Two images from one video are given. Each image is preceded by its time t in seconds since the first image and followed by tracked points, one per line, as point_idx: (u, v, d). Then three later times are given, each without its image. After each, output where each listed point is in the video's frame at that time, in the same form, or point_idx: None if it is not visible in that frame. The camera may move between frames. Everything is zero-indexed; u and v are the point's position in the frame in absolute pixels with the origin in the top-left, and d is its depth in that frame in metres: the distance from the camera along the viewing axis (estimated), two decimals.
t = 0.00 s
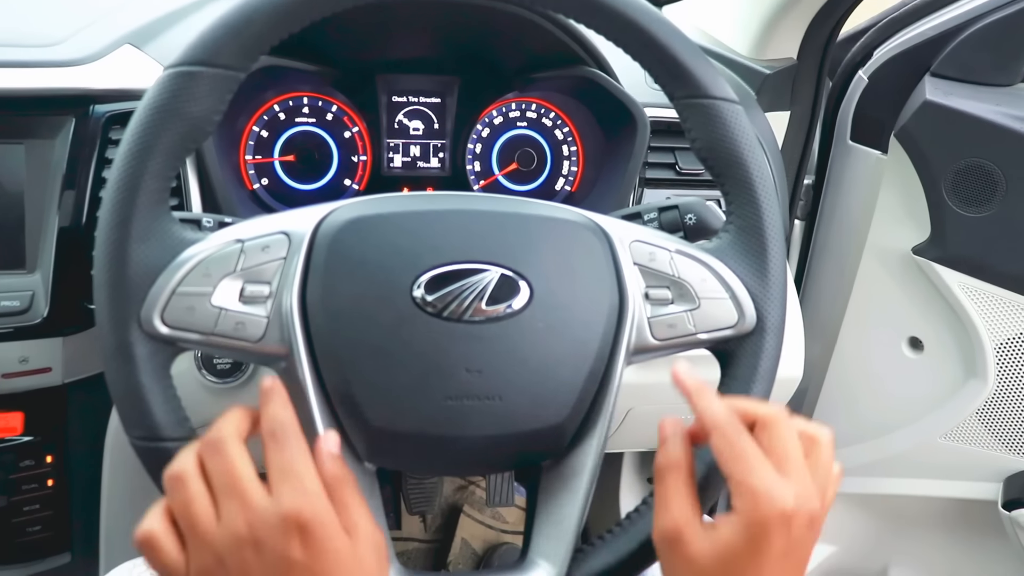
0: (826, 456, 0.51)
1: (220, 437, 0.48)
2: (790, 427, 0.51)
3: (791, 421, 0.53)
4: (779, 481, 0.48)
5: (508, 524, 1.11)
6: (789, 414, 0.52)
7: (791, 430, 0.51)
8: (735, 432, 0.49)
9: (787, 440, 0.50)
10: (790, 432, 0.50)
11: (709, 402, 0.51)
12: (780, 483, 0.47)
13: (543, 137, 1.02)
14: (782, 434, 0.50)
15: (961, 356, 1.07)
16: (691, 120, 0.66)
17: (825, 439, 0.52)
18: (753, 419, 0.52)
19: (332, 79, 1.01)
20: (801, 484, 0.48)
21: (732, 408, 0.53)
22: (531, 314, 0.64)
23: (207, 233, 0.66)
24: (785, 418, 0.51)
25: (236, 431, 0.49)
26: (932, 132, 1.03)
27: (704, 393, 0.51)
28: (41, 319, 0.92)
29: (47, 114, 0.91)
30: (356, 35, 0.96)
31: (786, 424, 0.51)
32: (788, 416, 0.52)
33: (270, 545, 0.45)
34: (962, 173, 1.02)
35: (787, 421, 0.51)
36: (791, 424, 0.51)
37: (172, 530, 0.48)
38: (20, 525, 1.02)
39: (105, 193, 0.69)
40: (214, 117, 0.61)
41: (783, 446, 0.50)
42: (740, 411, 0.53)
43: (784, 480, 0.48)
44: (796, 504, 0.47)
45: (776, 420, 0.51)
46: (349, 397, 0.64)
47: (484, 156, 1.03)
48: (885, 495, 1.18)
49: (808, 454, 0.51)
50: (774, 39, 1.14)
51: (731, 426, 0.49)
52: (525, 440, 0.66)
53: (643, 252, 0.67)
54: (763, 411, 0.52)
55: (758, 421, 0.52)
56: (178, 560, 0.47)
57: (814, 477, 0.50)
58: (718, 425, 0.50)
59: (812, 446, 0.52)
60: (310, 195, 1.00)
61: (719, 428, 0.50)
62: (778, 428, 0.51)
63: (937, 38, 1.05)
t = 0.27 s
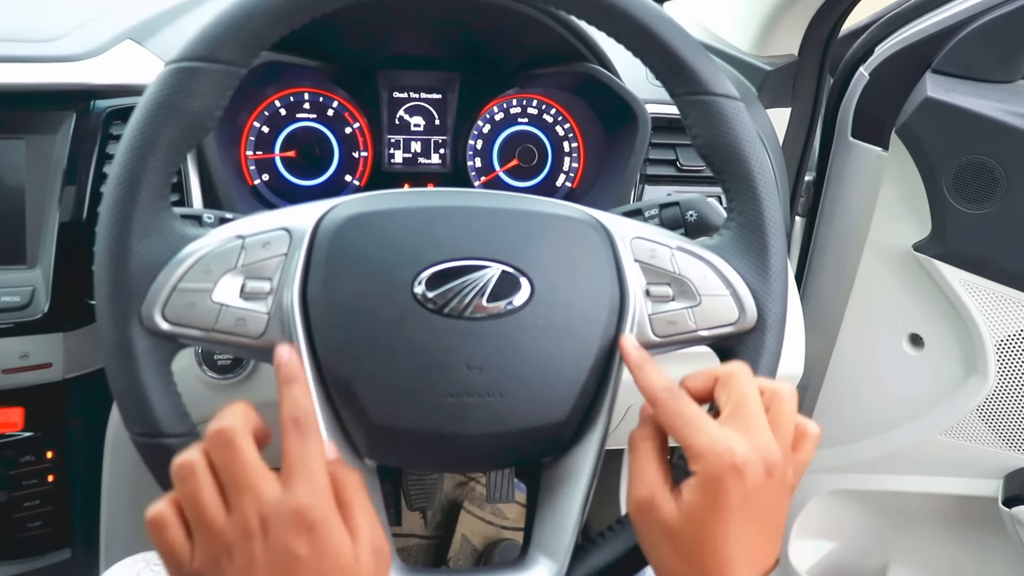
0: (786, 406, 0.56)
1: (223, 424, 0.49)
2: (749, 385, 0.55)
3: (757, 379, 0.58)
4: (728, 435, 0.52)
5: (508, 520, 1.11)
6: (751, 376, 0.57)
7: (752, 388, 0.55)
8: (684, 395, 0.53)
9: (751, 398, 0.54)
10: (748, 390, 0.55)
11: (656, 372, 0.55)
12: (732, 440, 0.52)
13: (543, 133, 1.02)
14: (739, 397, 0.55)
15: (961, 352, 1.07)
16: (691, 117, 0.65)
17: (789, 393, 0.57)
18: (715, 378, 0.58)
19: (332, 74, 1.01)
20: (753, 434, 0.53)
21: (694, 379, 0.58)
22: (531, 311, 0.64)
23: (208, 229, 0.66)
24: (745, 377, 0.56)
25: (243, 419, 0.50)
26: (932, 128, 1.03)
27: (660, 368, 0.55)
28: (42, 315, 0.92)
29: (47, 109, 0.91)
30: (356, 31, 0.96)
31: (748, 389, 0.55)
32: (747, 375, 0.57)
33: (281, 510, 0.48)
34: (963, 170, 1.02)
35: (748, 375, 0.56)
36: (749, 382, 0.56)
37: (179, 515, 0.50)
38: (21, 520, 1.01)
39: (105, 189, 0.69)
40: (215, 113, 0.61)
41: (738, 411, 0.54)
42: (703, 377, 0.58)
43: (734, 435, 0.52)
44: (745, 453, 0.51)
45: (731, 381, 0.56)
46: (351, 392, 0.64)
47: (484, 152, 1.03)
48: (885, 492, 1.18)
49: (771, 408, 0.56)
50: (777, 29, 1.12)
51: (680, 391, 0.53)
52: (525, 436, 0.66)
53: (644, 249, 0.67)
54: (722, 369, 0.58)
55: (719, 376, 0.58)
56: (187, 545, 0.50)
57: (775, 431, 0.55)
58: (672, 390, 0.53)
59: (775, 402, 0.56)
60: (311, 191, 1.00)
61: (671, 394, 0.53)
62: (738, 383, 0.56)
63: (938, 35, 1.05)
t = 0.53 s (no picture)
0: (761, 526, 0.56)
1: (270, 562, 0.53)
2: (723, 507, 0.55)
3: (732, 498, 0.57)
4: (706, 560, 0.52)
5: (507, 518, 1.11)
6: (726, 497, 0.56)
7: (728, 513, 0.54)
8: (656, 531, 0.54)
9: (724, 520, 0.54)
10: (724, 512, 0.54)
11: (626, 505, 0.56)
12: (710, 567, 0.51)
13: (542, 132, 1.02)
14: (715, 522, 0.54)
15: (960, 350, 1.07)
16: (690, 115, 0.65)
17: (761, 513, 0.57)
18: (689, 501, 0.57)
19: (332, 72, 1.00)
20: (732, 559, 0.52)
21: (668, 503, 0.58)
22: (530, 309, 0.64)
23: (207, 228, 0.66)
24: (720, 499, 0.56)
25: (289, 557, 0.54)
26: (931, 127, 1.03)
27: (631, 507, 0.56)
28: (40, 314, 0.92)
29: (45, 108, 0.91)
30: (355, 29, 0.96)
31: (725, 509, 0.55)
32: (721, 496, 0.56)
33: None
34: (962, 168, 1.02)
35: (722, 497, 0.56)
36: (723, 503, 0.55)
37: None
38: (20, 519, 1.02)
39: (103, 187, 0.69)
40: (214, 111, 0.61)
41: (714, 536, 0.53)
42: (677, 499, 0.57)
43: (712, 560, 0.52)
44: None
45: (705, 503, 0.56)
46: (349, 390, 0.64)
47: (483, 151, 1.03)
48: (884, 490, 1.18)
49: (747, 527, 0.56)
50: (775, 31, 1.12)
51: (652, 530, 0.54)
52: (524, 435, 0.66)
53: (642, 247, 0.67)
54: (697, 492, 0.57)
55: (694, 500, 0.57)
56: None
57: (752, 549, 0.55)
58: (644, 523, 0.54)
59: (750, 523, 0.56)
60: (310, 190, 1.00)
61: (644, 528, 0.54)
62: (711, 507, 0.55)
63: (937, 33, 1.05)
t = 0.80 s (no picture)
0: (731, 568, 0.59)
1: None
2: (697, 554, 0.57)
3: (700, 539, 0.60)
4: None
5: (507, 517, 1.11)
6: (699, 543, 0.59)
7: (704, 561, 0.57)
8: None
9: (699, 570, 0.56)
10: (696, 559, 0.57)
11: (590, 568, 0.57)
12: None
13: (540, 130, 1.02)
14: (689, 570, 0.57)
15: (959, 347, 1.07)
16: (687, 111, 0.65)
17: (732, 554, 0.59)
18: (657, 545, 0.59)
19: (329, 71, 1.00)
20: None
21: (635, 547, 0.59)
22: (528, 306, 0.64)
23: (203, 226, 0.66)
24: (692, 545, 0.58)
25: None
26: (929, 123, 1.03)
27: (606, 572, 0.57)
28: (38, 314, 0.92)
29: (42, 107, 0.91)
30: (352, 28, 0.96)
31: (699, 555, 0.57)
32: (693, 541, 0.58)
33: None
34: (960, 165, 1.02)
35: (693, 541, 0.58)
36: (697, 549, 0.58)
37: None
38: (19, 519, 1.02)
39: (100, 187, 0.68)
40: (210, 110, 0.61)
41: None
42: (644, 544, 0.59)
43: None
44: None
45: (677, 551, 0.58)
46: (347, 388, 0.63)
47: (481, 149, 1.03)
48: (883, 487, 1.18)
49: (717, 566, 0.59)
50: (772, 31, 1.13)
51: None
52: (522, 432, 0.65)
53: (640, 244, 0.67)
54: (664, 537, 0.59)
55: (662, 545, 0.59)
56: None
57: None
58: None
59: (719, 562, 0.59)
60: (308, 188, 1.00)
61: None
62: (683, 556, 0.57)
63: (935, 29, 1.05)
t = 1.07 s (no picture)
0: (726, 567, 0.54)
1: None
2: (683, 550, 0.54)
3: (695, 541, 0.56)
4: None
5: (507, 517, 1.11)
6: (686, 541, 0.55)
7: (690, 556, 0.53)
8: None
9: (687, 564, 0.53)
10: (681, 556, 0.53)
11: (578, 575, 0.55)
12: None
13: (541, 130, 1.02)
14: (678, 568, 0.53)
15: (959, 348, 1.07)
16: (688, 112, 0.65)
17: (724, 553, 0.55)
18: (650, 548, 0.56)
19: (330, 71, 1.00)
20: None
21: (631, 552, 0.57)
22: (529, 307, 0.64)
23: (204, 226, 0.66)
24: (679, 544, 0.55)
25: None
26: (930, 124, 1.03)
27: None
28: (39, 312, 0.92)
29: (43, 106, 0.91)
30: (353, 27, 0.96)
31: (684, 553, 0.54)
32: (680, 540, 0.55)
33: None
34: (960, 166, 1.02)
35: (682, 542, 0.55)
36: (683, 547, 0.54)
37: None
38: (19, 518, 1.02)
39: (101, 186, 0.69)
40: (211, 110, 0.61)
41: None
42: (640, 548, 0.57)
43: None
44: None
45: (665, 552, 0.55)
46: (347, 388, 0.63)
47: (482, 149, 1.03)
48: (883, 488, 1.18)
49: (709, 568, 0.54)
50: (773, 31, 1.12)
51: None
52: (522, 432, 0.65)
53: (640, 245, 0.67)
54: (655, 539, 0.56)
55: (654, 548, 0.56)
56: None
57: None
58: None
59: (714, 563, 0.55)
60: (309, 188, 1.00)
61: None
62: (671, 555, 0.54)
63: (936, 30, 1.05)
